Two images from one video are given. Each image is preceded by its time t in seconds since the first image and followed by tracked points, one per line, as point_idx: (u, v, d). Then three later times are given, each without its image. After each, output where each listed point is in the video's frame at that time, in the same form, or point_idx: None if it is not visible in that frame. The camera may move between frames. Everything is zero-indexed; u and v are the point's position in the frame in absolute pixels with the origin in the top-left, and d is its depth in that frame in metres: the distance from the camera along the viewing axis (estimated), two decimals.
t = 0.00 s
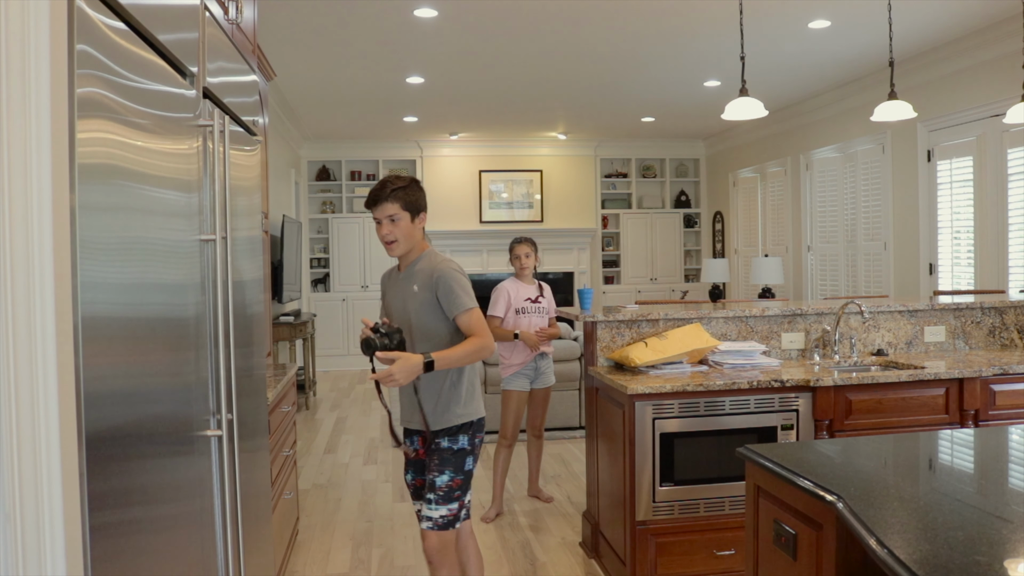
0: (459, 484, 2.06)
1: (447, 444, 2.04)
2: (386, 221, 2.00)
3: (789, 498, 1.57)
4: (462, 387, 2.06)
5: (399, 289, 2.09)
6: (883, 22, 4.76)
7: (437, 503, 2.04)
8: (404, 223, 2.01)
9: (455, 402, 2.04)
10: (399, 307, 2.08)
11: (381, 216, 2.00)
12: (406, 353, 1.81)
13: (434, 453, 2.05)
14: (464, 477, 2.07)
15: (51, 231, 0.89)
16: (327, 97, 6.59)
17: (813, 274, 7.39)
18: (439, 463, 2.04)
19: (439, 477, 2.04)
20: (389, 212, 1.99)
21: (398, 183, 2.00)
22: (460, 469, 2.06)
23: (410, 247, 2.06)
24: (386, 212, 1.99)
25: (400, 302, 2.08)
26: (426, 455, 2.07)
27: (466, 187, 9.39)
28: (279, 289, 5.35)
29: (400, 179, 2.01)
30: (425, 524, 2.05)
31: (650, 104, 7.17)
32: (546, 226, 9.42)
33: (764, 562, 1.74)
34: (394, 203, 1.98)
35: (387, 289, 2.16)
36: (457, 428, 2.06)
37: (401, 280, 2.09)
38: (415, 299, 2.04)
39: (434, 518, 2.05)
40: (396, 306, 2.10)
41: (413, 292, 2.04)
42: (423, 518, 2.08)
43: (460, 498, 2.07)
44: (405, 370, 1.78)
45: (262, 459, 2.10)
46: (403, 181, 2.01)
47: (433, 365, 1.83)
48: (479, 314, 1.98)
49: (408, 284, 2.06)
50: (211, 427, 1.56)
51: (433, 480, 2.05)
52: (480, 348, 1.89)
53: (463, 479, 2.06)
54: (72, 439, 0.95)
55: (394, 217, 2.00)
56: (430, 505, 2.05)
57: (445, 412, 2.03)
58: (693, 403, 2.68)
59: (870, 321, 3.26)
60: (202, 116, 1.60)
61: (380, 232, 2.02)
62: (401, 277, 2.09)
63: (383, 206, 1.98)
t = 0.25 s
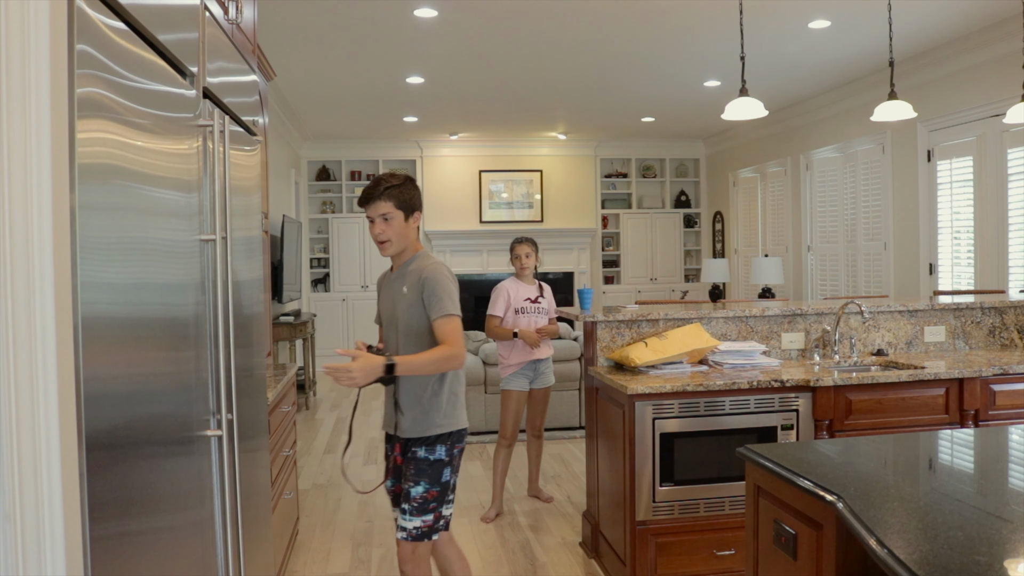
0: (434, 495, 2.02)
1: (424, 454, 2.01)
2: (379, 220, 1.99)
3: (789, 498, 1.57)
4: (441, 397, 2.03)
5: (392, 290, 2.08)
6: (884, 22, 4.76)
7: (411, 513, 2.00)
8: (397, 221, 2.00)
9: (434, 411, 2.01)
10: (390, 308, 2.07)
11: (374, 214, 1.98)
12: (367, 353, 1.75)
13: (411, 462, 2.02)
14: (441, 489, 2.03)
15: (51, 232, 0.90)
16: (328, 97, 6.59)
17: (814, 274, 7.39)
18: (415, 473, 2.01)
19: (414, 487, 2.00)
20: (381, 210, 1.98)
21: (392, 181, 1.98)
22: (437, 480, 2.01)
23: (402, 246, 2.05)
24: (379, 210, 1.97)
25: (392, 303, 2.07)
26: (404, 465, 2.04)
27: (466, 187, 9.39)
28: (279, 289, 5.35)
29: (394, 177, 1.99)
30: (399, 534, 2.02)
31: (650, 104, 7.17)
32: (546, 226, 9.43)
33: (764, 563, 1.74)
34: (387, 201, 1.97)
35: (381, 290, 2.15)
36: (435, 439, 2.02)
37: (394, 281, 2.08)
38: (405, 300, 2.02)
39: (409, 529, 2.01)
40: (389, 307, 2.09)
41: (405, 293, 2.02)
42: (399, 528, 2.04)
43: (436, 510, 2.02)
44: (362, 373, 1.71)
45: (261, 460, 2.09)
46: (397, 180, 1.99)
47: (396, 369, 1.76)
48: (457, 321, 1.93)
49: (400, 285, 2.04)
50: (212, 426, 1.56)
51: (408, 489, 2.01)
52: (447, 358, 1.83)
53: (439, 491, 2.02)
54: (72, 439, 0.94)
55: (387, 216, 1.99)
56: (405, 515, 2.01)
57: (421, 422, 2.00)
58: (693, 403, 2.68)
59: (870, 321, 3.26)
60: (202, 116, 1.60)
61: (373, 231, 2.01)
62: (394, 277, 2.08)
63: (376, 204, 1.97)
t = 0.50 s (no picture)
0: (440, 501, 2.01)
1: (426, 462, 1.98)
2: (367, 217, 1.90)
3: (789, 498, 1.57)
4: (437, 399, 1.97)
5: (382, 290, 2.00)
6: (883, 22, 4.76)
7: (420, 522, 1.99)
8: (387, 219, 1.91)
9: (430, 415, 1.96)
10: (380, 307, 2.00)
11: (363, 211, 1.90)
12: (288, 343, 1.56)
13: (413, 471, 1.97)
14: (445, 493, 2.02)
15: (50, 233, 0.89)
16: (328, 97, 6.59)
17: (813, 274, 7.39)
18: (419, 481, 1.98)
19: (420, 495, 1.99)
20: (370, 207, 1.89)
21: (383, 177, 1.89)
22: (441, 486, 2.01)
23: (393, 244, 1.95)
24: (368, 207, 1.89)
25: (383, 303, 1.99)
26: (403, 475, 1.99)
27: (466, 187, 9.38)
28: (279, 289, 5.35)
29: (385, 173, 1.90)
30: (408, 545, 2.00)
31: (650, 104, 7.17)
32: (546, 226, 9.43)
33: (764, 562, 1.74)
34: (377, 198, 1.88)
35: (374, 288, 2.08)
36: (434, 445, 1.98)
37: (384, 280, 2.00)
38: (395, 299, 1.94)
39: (417, 537, 2.00)
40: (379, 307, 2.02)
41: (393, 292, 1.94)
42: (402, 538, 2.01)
43: (443, 515, 2.03)
44: (282, 358, 1.52)
45: (261, 459, 2.09)
46: (387, 175, 1.90)
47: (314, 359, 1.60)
48: (410, 314, 1.78)
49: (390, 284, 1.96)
50: (212, 426, 1.57)
51: (414, 499, 1.99)
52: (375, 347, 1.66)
53: (444, 495, 2.02)
54: (72, 440, 0.94)
55: (377, 214, 1.91)
56: (412, 525, 1.99)
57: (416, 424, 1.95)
58: (693, 403, 2.68)
59: (870, 321, 3.26)
60: (202, 116, 1.59)
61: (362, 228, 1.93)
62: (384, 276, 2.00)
63: (365, 201, 1.89)
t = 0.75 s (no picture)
0: (440, 505, 2.00)
1: (427, 466, 1.98)
2: (356, 220, 1.87)
3: (789, 498, 1.57)
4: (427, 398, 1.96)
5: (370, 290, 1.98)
6: (883, 22, 4.76)
7: (423, 528, 1.98)
8: (375, 221, 1.87)
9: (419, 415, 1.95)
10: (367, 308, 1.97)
11: (350, 213, 1.87)
12: (253, 353, 1.55)
13: (415, 477, 1.96)
14: (445, 498, 2.01)
15: (50, 232, 0.89)
16: (328, 97, 6.59)
17: (813, 274, 7.39)
18: (420, 486, 1.97)
19: (423, 500, 1.97)
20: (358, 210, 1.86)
21: (370, 177, 1.85)
22: (441, 490, 2.00)
23: (380, 246, 1.93)
24: (355, 210, 1.85)
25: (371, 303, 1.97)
26: (403, 482, 1.97)
27: (466, 187, 9.38)
28: (279, 289, 5.35)
29: (373, 173, 1.87)
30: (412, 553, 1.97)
31: (650, 104, 7.17)
32: (546, 226, 9.43)
33: (764, 562, 1.74)
34: (366, 200, 1.85)
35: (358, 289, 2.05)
36: (433, 448, 1.99)
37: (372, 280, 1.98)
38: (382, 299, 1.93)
39: (419, 544, 1.98)
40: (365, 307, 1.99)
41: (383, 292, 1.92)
42: (403, 547, 1.98)
43: (443, 520, 2.02)
44: (250, 359, 1.54)
45: (261, 459, 2.09)
46: (374, 175, 1.86)
47: (283, 367, 1.55)
48: (388, 311, 1.77)
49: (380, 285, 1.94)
50: (211, 426, 1.56)
51: (416, 505, 1.97)
52: (344, 343, 1.64)
53: (444, 500, 2.01)
54: (72, 441, 0.94)
55: (365, 215, 1.87)
56: (414, 531, 1.97)
57: (409, 425, 1.93)
58: (693, 403, 2.68)
59: (870, 321, 3.26)
60: (202, 116, 1.59)
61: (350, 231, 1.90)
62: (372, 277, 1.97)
63: (353, 202, 1.85)
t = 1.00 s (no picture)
0: (429, 515, 1.98)
1: (419, 475, 1.95)
2: (342, 224, 1.83)
3: (789, 498, 1.57)
4: (415, 404, 1.94)
5: (356, 292, 1.95)
6: (883, 22, 4.76)
7: (416, 540, 1.94)
8: (361, 226, 1.84)
9: (410, 422, 1.92)
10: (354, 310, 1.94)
11: (336, 217, 1.83)
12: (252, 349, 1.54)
13: (408, 487, 1.93)
14: (432, 508, 2.00)
15: (50, 232, 0.89)
16: (328, 97, 6.59)
17: (813, 274, 7.39)
18: (413, 497, 1.94)
19: (416, 512, 1.94)
20: (344, 214, 1.82)
21: (355, 179, 1.82)
22: (430, 499, 1.99)
23: (367, 251, 1.90)
24: (342, 214, 1.81)
25: (358, 305, 1.94)
26: (396, 493, 1.93)
27: (466, 187, 9.38)
28: (279, 289, 5.35)
29: (357, 174, 1.83)
30: (405, 567, 1.93)
31: (650, 104, 7.17)
32: (546, 226, 9.43)
33: (764, 562, 1.74)
34: (352, 204, 1.81)
35: (338, 292, 2.01)
36: (423, 456, 1.97)
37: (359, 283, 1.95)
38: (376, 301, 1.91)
39: (412, 558, 1.95)
40: (351, 310, 1.96)
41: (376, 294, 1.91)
42: (395, 563, 1.94)
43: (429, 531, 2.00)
44: (245, 356, 1.52)
45: (261, 459, 2.09)
46: (358, 176, 1.83)
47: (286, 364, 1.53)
48: (392, 313, 1.77)
49: (372, 287, 1.93)
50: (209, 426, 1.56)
51: (409, 517, 1.93)
52: (347, 344, 1.64)
53: (432, 510, 1.99)
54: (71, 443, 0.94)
55: (351, 219, 1.83)
56: (407, 545, 1.93)
57: (398, 430, 1.90)
58: (693, 403, 2.68)
59: (870, 321, 3.26)
60: (202, 116, 1.59)
61: (336, 235, 1.86)
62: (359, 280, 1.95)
63: (338, 207, 1.81)
